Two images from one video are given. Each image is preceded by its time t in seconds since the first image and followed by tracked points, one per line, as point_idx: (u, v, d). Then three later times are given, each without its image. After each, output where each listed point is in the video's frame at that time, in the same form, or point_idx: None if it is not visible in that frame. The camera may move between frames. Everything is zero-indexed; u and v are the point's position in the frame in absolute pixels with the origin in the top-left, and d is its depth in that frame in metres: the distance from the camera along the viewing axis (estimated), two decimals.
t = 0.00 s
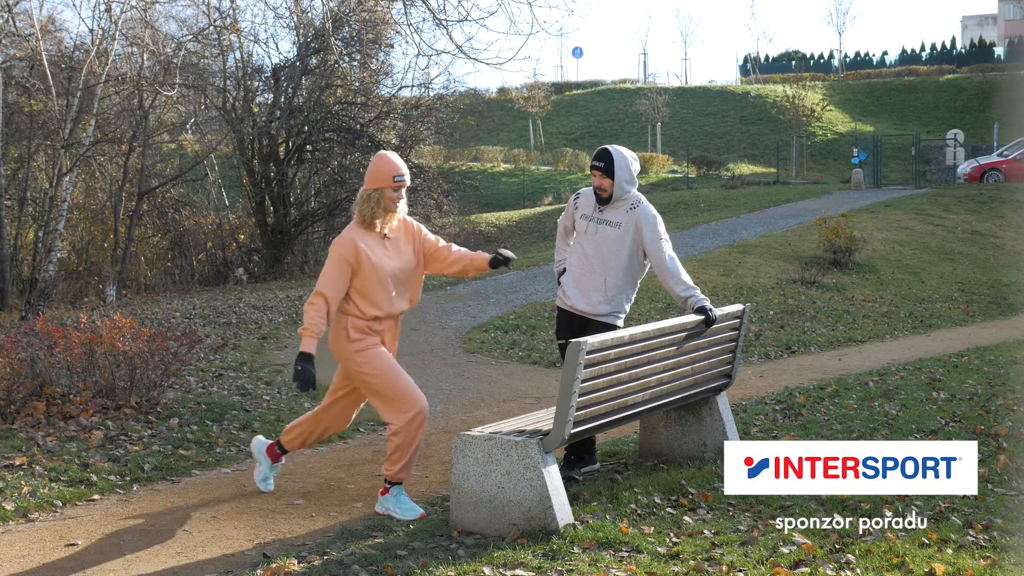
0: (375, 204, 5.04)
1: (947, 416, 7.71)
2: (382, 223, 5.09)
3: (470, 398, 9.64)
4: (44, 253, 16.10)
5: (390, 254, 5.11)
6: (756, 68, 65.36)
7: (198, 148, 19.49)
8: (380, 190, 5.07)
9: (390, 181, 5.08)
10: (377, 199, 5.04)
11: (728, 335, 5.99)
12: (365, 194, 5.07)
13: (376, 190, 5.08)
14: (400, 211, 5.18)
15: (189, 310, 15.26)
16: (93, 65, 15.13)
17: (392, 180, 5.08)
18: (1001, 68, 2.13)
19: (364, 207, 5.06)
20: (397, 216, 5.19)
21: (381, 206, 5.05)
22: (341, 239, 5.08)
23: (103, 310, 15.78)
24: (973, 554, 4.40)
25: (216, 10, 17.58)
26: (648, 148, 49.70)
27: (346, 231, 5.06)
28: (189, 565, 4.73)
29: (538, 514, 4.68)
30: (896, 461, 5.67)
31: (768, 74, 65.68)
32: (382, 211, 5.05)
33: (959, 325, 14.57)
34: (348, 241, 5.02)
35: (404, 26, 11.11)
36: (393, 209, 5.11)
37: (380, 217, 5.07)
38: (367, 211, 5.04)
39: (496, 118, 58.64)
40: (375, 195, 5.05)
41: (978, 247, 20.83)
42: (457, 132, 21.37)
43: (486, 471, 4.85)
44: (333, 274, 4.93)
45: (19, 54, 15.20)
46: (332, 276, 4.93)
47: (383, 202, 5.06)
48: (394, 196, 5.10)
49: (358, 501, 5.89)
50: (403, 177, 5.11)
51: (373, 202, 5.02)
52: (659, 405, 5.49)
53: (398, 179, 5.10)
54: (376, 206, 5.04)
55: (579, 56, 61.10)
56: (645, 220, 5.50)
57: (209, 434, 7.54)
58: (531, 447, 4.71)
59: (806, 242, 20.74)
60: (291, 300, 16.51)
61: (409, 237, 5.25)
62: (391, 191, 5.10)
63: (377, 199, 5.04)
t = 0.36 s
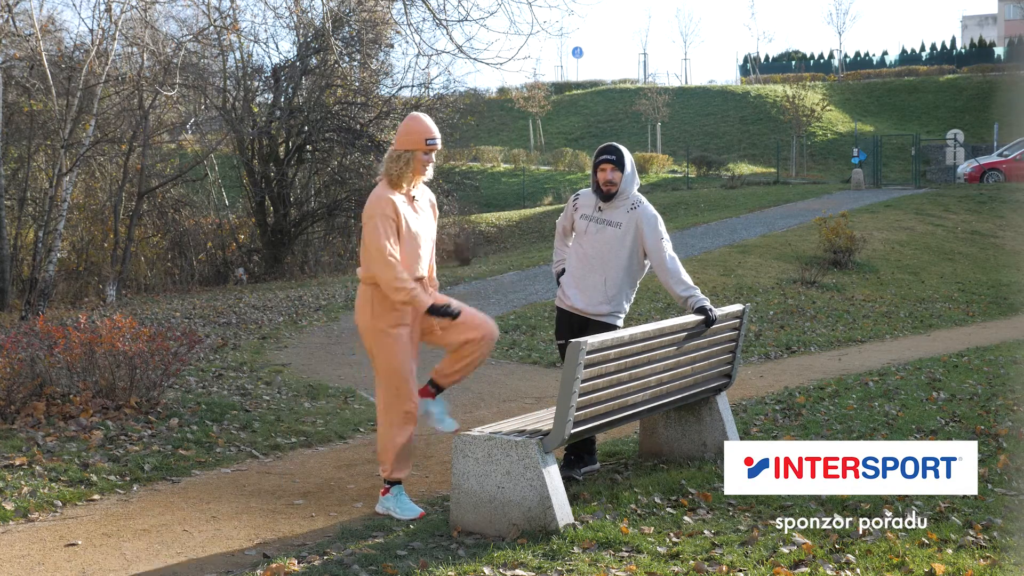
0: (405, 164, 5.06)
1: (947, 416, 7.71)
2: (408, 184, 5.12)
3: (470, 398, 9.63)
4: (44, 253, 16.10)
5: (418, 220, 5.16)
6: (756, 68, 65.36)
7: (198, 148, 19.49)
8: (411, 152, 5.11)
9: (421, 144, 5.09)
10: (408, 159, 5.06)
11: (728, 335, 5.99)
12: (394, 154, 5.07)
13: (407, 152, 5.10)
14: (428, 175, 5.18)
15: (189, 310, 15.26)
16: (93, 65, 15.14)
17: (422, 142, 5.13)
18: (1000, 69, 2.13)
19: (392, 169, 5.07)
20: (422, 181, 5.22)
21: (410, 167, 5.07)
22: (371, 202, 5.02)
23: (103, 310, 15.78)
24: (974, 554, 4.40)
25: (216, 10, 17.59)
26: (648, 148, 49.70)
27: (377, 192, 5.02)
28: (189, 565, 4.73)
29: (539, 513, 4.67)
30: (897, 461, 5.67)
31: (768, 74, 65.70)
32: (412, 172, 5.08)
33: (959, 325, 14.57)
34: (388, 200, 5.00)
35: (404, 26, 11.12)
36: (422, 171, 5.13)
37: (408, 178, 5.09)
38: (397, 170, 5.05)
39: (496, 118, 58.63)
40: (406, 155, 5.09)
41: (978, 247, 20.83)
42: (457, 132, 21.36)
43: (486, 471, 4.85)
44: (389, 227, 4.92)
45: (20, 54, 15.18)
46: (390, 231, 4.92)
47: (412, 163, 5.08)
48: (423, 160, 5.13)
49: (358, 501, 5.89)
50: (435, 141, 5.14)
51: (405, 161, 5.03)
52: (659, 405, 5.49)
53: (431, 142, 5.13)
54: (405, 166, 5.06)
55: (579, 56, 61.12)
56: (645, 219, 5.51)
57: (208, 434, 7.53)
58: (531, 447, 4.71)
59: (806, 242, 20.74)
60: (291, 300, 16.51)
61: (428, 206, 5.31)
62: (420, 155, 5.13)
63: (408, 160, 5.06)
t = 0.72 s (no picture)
0: (453, 163, 4.93)
1: (947, 416, 7.71)
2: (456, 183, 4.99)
3: (470, 398, 9.63)
4: (44, 253, 16.11)
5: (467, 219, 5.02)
6: (756, 68, 65.40)
7: (198, 148, 19.48)
8: (458, 151, 4.93)
9: (468, 141, 4.92)
10: (455, 158, 4.93)
11: (728, 335, 5.99)
12: (444, 155, 4.95)
13: (454, 152, 4.94)
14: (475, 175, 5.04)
15: (189, 310, 15.26)
16: (93, 65, 15.15)
17: (470, 141, 4.92)
18: (1000, 68, 2.13)
19: (440, 166, 4.95)
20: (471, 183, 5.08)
21: (457, 166, 4.93)
22: (418, 200, 4.89)
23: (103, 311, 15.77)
24: (974, 554, 4.40)
25: (216, 10, 17.61)
26: (648, 148, 49.71)
27: (425, 191, 4.89)
28: (189, 565, 4.73)
29: (539, 513, 4.67)
30: (896, 461, 5.67)
31: (768, 74, 65.75)
32: (460, 171, 4.94)
33: (959, 325, 14.57)
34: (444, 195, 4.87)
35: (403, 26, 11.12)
36: (470, 170, 4.98)
37: (456, 178, 4.97)
38: (444, 171, 4.92)
39: (496, 118, 58.63)
40: (453, 155, 4.93)
41: (978, 247, 20.83)
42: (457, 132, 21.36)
43: (486, 471, 4.85)
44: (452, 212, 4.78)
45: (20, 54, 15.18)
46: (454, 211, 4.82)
47: (460, 162, 4.94)
48: (473, 157, 4.96)
49: (358, 501, 5.90)
50: (482, 138, 4.95)
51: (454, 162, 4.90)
52: (659, 405, 5.48)
53: (477, 140, 4.93)
54: (453, 166, 4.93)
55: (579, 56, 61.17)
56: (646, 218, 5.52)
57: (208, 434, 7.53)
58: (531, 447, 4.71)
59: (806, 242, 20.75)
60: (291, 300, 16.51)
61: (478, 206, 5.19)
62: (469, 152, 4.95)
63: (456, 159, 4.93)
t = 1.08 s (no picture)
0: (509, 91, 4.90)
1: (947, 416, 7.71)
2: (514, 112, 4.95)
3: (470, 398, 9.63)
4: (44, 253, 16.11)
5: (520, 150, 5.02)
6: (756, 67, 65.43)
7: (198, 148, 19.48)
8: (511, 80, 4.91)
9: (522, 67, 4.89)
10: (510, 86, 4.90)
11: (728, 335, 5.99)
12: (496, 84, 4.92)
13: (508, 81, 4.92)
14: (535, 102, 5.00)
15: (189, 310, 15.26)
16: (93, 65, 15.16)
17: (522, 66, 4.89)
18: (999, 69, 2.13)
19: (496, 94, 4.92)
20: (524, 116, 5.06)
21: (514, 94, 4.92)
22: (473, 127, 4.89)
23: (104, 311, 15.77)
24: (974, 554, 4.40)
25: (216, 10, 17.62)
26: (648, 147, 49.71)
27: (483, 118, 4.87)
28: (189, 565, 4.73)
29: (538, 513, 4.68)
30: (897, 461, 5.66)
31: (768, 74, 65.77)
32: (519, 99, 4.92)
33: (959, 325, 14.57)
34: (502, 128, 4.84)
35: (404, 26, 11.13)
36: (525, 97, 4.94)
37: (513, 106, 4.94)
38: (500, 100, 4.90)
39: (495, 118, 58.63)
40: (506, 84, 4.91)
41: (978, 247, 20.82)
42: (457, 132, 21.37)
43: (486, 471, 4.85)
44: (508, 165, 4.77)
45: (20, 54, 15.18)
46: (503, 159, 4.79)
47: (515, 89, 4.92)
48: (526, 84, 4.94)
49: (358, 501, 5.90)
50: (533, 63, 4.92)
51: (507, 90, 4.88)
52: (659, 405, 5.48)
53: (528, 65, 4.90)
54: (511, 94, 4.90)
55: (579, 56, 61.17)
56: (647, 219, 5.52)
57: (208, 434, 7.53)
58: (531, 447, 4.71)
59: (806, 242, 20.74)
60: (291, 300, 16.50)
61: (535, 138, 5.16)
62: (521, 79, 4.93)
63: (511, 87, 4.90)
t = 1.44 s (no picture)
0: (511, 54, 5.16)
1: (946, 416, 7.71)
2: (517, 72, 5.19)
3: (471, 398, 9.63)
4: (44, 253, 16.10)
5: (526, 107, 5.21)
6: (756, 68, 65.47)
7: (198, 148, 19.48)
8: (515, 41, 5.15)
9: (526, 31, 5.14)
10: (513, 48, 5.15)
11: (728, 335, 5.99)
12: (503, 45, 5.20)
13: (513, 43, 5.16)
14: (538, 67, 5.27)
15: (189, 310, 15.26)
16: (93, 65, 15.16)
17: (527, 30, 5.14)
18: (1000, 68, 2.13)
19: (501, 56, 5.20)
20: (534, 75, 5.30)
21: (515, 56, 5.16)
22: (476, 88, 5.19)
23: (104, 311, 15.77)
24: (974, 554, 4.40)
25: (216, 10, 17.63)
26: (648, 147, 49.70)
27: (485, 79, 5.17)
28: (189, 565, 4.73)
29: (538, 513, 4.68)
30: (897, 461, 5.64)
31: (768, 74, 65.80)
32: (519, 62, 5.17)
33: (959, 325, 14.57)
34: (479, 89, 5.09)
35: (404, 26, 11.14)
36: (529, 61, 5.19)
37: (514, 68, 5.19)
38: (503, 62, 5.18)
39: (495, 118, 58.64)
40: (511, 46, 5.15)
41: (978, 247, 20.83)
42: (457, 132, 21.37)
43: (486, 471, 4.85)
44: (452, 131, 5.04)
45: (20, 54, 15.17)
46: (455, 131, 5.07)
47: (518, 51, 5.16)
48: (531, 48, 5.17)
49: (358, 501, 5.90)
50: (539, 27, 5.16)
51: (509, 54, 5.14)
52: (659, 405, 5.48)
53: (535, 29, 5.15)
54: (512, 56, 5.16)
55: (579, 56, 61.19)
56: (646, 219, 5.51)
57: (208, 434, 7.53)
58: (530, 447, 4.71)
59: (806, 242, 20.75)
60: (291, 300, 16.50)
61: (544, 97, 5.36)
62: (527, 42, 5.16)
63: (513, 49, 5.15)
